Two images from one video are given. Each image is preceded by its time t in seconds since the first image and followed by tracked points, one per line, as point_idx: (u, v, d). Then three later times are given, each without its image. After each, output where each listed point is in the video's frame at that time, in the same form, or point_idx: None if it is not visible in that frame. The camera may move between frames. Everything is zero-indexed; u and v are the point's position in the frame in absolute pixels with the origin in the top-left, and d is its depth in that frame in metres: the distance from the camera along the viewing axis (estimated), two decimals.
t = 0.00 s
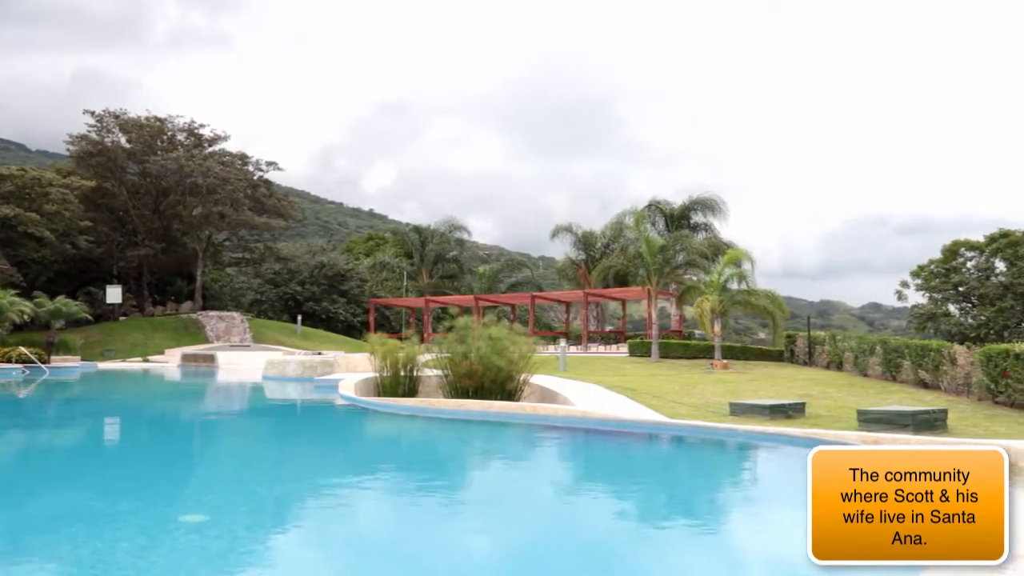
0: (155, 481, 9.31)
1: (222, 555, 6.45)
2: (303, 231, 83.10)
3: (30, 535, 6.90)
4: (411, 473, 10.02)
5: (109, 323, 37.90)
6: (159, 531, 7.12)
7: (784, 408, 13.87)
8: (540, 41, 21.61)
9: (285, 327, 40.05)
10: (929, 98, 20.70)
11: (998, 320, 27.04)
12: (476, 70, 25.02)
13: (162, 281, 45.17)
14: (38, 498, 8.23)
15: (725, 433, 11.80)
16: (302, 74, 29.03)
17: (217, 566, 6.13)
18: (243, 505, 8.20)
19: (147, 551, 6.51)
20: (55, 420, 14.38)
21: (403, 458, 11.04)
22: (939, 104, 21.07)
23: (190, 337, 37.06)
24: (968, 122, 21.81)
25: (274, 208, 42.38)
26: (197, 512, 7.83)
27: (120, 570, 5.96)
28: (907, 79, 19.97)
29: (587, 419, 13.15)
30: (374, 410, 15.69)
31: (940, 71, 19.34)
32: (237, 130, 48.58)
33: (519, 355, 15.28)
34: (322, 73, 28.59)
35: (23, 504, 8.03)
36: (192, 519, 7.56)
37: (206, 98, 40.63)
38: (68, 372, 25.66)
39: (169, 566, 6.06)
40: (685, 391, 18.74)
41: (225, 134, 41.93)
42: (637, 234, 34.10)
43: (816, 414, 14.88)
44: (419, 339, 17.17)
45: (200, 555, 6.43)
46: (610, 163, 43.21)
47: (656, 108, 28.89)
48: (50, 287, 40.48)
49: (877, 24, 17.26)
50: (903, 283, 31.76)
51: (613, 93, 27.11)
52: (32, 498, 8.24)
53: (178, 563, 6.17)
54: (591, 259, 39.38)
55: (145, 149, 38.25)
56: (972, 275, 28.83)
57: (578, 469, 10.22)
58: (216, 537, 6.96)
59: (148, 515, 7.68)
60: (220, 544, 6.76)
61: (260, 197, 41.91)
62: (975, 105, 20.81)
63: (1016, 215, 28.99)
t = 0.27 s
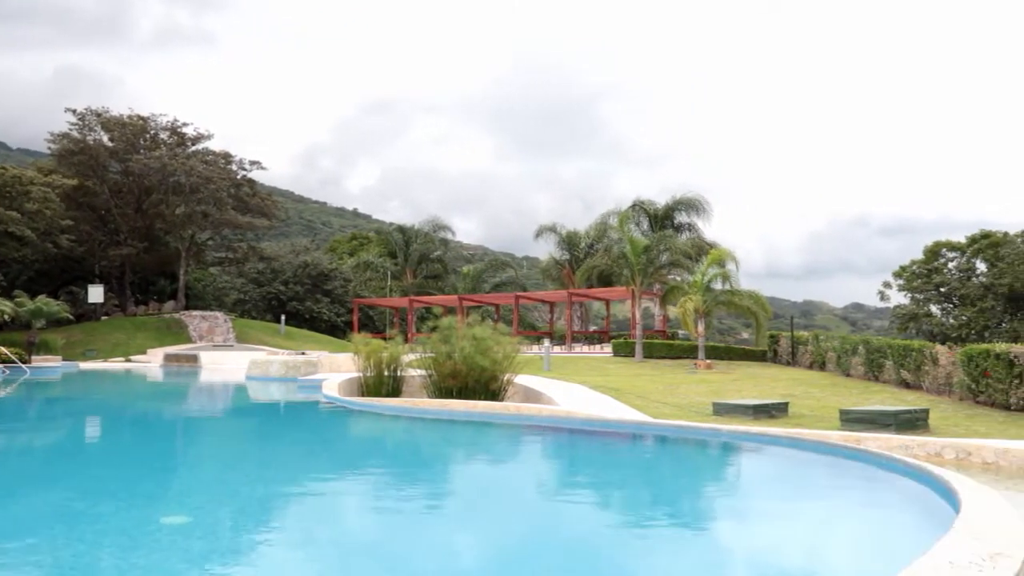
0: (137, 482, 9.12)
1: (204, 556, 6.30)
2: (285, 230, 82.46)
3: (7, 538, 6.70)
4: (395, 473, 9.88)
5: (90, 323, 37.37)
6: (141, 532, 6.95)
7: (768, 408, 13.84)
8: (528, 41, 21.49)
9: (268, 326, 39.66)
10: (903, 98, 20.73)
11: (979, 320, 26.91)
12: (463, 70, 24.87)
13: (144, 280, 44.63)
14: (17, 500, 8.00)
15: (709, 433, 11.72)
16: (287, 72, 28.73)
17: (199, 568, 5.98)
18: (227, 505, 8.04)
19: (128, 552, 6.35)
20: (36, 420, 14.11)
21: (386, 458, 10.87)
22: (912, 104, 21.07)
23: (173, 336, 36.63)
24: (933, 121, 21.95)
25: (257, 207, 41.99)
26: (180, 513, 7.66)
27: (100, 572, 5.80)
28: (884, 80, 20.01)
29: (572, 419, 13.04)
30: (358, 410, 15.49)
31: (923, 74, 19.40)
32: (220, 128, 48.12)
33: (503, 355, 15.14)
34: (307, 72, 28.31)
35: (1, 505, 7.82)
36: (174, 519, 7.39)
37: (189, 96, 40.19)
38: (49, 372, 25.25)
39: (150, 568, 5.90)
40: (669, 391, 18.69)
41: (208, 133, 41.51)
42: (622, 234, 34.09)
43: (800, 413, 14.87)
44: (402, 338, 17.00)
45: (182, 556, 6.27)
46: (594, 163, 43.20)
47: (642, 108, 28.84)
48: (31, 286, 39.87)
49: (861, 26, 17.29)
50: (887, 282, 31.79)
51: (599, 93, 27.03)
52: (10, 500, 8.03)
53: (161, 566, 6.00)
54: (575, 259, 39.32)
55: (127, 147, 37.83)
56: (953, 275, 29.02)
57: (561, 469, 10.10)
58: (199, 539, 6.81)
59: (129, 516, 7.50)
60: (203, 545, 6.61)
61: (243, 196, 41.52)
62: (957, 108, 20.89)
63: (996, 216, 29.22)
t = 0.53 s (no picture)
0: (122, 482, 8.99)
1: (190, 557, 6.21)
2: (271, 230, 81.92)
3: None
4: (382, 473, 9.79)
5: (74, 323, 36.95)
6: (126, 534, 6.84)
7: (754, 408, 13.83)
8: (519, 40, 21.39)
9: (255, 326, 39.34)
10: (890, 99, 20.81)
11: (963, 320, 27.01)
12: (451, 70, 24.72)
13: (130, 280, 44.17)
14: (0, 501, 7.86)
15: (695, 433, 11.68)
16: (275, 71, 28.50)
17: (183, 569, 5.88)
18: (214, 505, 7.94)
19: (113, 554, 6.25)
20: (19, 421, 13.92)
21: (373, 458, 10.77)
22: (898, 105, 21.16)
23: (158, 336, 36.29)
24: (919, 122, 22.05)
25: (243, 206, 41.68)
26: (166, 513, 7.56)
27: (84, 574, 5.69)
28: (872, 81, 20.08)
29: (558, 419, 12.96)
30: (344, 410, 15.35)
31: (909, 76, 19.45)
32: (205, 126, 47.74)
33: (490, 355, 15.05)
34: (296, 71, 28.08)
35: None
36: (161, 519, 7.30)
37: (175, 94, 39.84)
38: (32, 373, 24.93)
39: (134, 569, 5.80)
40: (656, 391, 18.66)
41: (194, 132, 41.17)
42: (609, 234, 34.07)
43: (786, 413, 14.86)
44: (389, 338, 16.88)
45: (167, 557, 6.18)
46: (581, 163, 43.15)
47: (629, 108, 28.80)
48: (15, 285, 39.39)
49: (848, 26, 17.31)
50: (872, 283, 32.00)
51: (588, 93, 26.97)
52: None
53: (146, 567, 5.91)
54: (562, 259, 39.26)
55: (113, 146, 37.47)
56: (938, 276, 29.25)
57: (547, 469, 10.02)
58: (184, 539, 6.71)
59: (114, 517, 7.39)
60: (189, 546, 6.52)
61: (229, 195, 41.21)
62: (942, 110, 20.97)
63: (980, 217, 29.41)
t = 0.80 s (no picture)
0: (106, 482, 8.85)
1: (175, 558, 6.11)
2: (257, 230, 81.27)
3: None
4: (369, 473, 9.69)
5: (57, 322, 36.51)
6: (111, 534, 6.72)
7: (739, 408, 13.84)
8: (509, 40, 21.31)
9: (241, 326, 39.00)
10: (877, 100, 20.89)
11: (947, 321, 27.16)
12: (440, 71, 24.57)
13: (114, 279, 43.71)
14: None
15: (681, 433, 11.64)
16: (263, 70, 28.29)
17: (169, 570, 5.78)
18: (200, 505, 7.83)
19: (99, 554, 6.14)
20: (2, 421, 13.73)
21: (358, 458, 10.66)
22: (885, 107, 21.24)
23: (143, 336, 35.93)
24: (905, 124, 22.17)
25: (229, 205, 41.35)
26: (152, 514, 7.45)
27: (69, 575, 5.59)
28: (859, 82, 20.15)
29: (545, 418, 12.91)
30: (329, 410, 15.22)
31: (895, 78, 19.52)
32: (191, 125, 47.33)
33: (476, 355, 14.97)
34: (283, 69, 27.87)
35: None
36: (145, 520, 7.19)
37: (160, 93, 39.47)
38: (14, 373, 24.59)
39: (121, 571, 5.70)
40: (642, 391, 18.64)
41: (180, 131, 40.84)
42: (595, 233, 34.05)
43: (771, 413, 14.88)
44: (375, 338, 16.76)
45: (151, 557, 6.08)
46: (568, 163, 43.14)
47: (616, 108, 28.78)
48: None
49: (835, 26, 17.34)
50: (857, 283, 32.20)
51: (576, 94, 26.92)
52: None
53: (130, 568, 5.80)
54: (548, 259, 39.22)
55: (97, 145, 37.17)
56: (923, 276, 29.50)
57: (534, 469, 9.95)
58: (170, 540, 6.61)
59: (98, 517, 7.27)
60: (175, 547, 6.42)
61: (215, 194, 40.90)
62: (927, 111, 21.08)
63: (963, 217, 29.63)
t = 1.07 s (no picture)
0: (84, 483, 8.66)
1: (154, 559, 5.97)
2: (239, 229, 80.53)
3: None
4: (352, 474, 9.56)
5: (36, 322, 35.96)
6: (91, 536, 6.56)
7: (722, 408, 13.83)
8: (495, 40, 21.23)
9: (223, 326, 38.58)
10: (860, 101, 21.00)
11: (928, 321, 27.36)
12: (426, 71, 24.39)
13: (95, 279, 43.03)
14: None
15: (664, 432, 11.58)
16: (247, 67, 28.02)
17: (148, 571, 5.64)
18: (181, 506, 7.68)
19: (77, 556, 6.00)
20: None
21: (341, 459, 10.51)
22: (867, 108, 21.36)
23: (124, 336, 35.46)
24: (887, 127, 22.31)
25: (211, 205, 40.82)
26: (131, 515, 7.29)
27: None
28: (842, 83, 20.25)
29: (527, 418, 12.82)
30: (311, 411, 15.03)
31: (879, 81, 19.57)
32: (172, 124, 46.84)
33: (459, 355, 14.86)
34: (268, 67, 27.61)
35: None
36: (125, 522, 7.01)
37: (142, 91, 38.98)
38: None
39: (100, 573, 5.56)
40: (625, 391, 18.63)
41: (162, 130, 40.37)
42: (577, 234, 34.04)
43: (754, 413, 14.89)
44: (358, 338, 16.60)
45: (129, 560, 5.93)
46: (551, 163, 43.12)
47: (601, 109, 28.75)
48: None
49: (820, 27, 17.34)
50: (838, 284, 32.44)
51: (562, 94, 26.88)
52: None
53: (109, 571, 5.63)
54: (531, 259, 39.17)
55: (78, 143, 36.50)
56: (904, 276, 29.71)
57: (517, 469, 9.86)
58: (150, 541, 6.47)
59: (77, 519, 7.10)
60: (155, 548, 6.28)
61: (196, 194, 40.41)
62: (909, 114, 21.17)
63: (942, 219, 29.91)
